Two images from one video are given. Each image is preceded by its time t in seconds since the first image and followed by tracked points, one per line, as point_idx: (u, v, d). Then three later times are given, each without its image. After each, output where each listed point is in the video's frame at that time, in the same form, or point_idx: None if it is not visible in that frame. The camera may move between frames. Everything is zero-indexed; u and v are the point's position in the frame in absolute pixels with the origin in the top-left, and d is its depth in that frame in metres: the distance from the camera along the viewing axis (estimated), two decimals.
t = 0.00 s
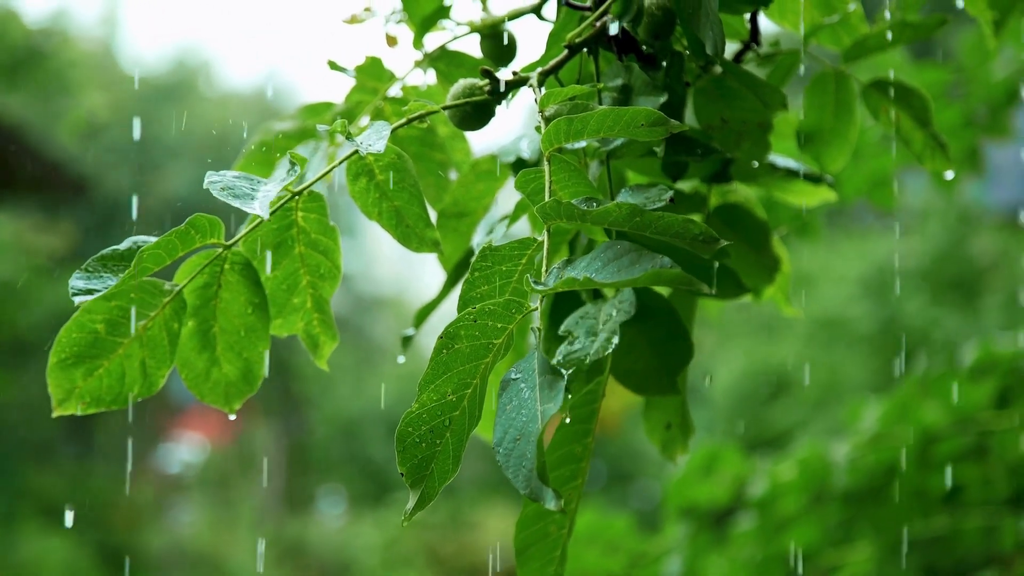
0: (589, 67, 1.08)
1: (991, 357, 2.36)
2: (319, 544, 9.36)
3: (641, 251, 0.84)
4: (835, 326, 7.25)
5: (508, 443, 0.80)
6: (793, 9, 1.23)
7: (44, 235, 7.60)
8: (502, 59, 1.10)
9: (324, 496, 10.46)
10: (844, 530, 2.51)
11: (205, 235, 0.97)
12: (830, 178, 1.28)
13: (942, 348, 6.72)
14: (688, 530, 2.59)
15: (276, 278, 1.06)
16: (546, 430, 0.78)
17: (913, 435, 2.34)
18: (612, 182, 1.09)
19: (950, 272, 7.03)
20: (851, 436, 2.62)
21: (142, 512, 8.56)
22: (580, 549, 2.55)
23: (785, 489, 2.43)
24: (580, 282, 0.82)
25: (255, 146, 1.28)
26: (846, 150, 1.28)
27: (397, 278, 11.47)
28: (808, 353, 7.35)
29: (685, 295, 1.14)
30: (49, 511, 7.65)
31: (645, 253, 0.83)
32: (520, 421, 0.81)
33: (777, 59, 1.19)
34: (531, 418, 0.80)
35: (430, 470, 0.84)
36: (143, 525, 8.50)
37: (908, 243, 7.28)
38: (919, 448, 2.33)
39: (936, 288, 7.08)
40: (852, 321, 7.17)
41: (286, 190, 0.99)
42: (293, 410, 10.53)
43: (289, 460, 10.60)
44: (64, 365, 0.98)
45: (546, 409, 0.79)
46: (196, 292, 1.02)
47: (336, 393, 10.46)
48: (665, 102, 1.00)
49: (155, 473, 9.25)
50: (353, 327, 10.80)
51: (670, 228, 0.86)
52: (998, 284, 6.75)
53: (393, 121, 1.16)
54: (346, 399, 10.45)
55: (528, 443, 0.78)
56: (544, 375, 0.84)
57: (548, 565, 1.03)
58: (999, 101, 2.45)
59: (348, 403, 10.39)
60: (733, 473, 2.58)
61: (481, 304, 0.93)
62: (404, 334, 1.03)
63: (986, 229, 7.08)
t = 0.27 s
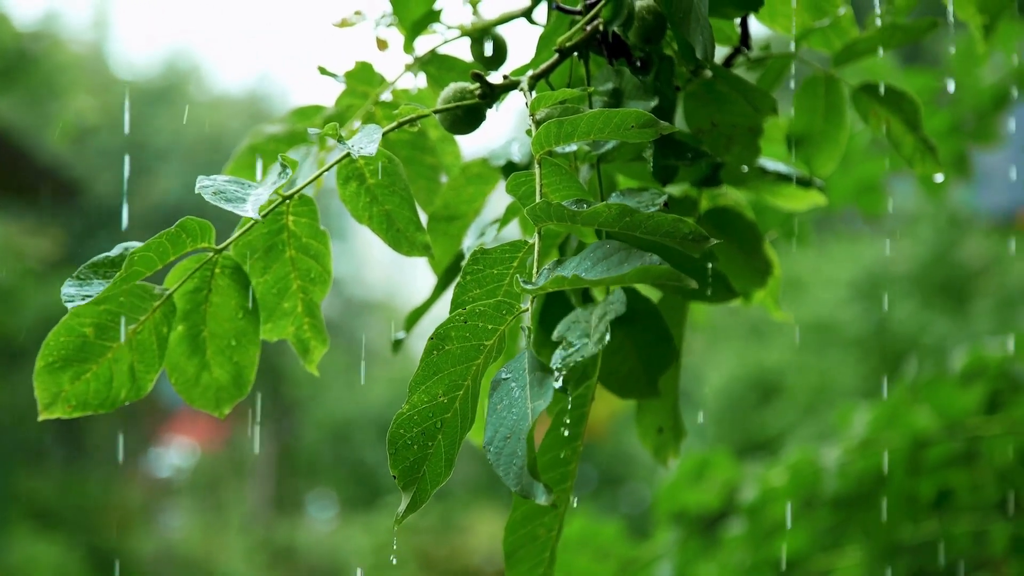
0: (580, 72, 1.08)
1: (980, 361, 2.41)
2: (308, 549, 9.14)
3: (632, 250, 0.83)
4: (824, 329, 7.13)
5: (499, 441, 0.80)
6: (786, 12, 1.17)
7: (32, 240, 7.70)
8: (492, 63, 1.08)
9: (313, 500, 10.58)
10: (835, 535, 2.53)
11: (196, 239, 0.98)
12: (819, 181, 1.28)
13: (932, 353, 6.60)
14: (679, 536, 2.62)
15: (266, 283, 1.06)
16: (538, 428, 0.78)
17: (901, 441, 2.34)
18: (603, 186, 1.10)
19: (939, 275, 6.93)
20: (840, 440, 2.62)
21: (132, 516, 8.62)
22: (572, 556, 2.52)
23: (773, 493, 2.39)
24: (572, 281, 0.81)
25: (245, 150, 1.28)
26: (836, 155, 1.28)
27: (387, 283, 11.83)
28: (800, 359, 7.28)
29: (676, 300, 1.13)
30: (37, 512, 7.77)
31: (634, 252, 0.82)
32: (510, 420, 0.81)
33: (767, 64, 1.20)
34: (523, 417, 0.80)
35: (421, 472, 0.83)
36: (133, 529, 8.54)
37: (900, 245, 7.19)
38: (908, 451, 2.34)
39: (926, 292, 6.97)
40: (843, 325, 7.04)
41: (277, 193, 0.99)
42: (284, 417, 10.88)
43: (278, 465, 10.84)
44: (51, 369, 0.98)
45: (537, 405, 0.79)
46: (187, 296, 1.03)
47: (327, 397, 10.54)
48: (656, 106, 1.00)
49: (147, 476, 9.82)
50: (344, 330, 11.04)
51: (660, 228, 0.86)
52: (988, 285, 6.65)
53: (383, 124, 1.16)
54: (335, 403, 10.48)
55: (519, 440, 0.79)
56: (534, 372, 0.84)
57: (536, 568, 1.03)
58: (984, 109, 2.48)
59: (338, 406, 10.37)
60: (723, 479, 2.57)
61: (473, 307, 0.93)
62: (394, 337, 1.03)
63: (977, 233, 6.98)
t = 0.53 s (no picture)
0: (572, 74, 1.08)
1: (970, 365, 2.49)
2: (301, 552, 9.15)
3: (628, 255, 0.84)
4: (816, 332, 7.39)
5: (497, 447, 0.80)
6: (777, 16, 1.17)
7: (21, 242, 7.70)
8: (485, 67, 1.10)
9: (306, 503, 10.44)
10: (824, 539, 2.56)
11: (187, 241, 0.97)
12: (811, 184, 1.29)
13: (924, 355, 6.89)
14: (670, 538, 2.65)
15: (259, 287, 1.06)
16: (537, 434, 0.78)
17: (895, 438, 2.39)
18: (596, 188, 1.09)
19: (932, 278, 7.18)
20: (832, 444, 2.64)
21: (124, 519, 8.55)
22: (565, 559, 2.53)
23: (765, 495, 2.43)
24: (566, 286, 0.82)
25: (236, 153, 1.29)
26: (827, 158, 1.29)
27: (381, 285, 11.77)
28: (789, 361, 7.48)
29: (668, 302, 1.15)
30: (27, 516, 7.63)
31: (631, 258, 0.83)
32: (509, 425, 0.81)
33: (757, 66, 1.21)
34: (521, 422, 0.80)
35: (416, 477, 0.83)
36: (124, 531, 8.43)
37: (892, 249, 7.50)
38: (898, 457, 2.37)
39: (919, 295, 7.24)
40: (835, 329, 7.29)
41: (267, 195, 0.99)
42: (277, 418, 10.69)
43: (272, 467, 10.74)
44: (45, 370, 0.98)
45: (537, 412, 0.79)
46: (179, 298, 1.03)
47: (321, 397, 10.48)
48: (648, 109, 1.00)
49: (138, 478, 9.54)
50: (338, 333, 11.03)
51: (655, 232, 0.86)
52: (978, 290, 6.86)
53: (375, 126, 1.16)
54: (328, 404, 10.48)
55: (519, 445, 0.79)
56: (532, 378, 0.83)
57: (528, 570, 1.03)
58: (973, 111, 2.50)
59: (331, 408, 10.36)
60: (715, 481, 2.59)
61: (465, 310, 0.93)
62: (385, 340, 1.03)
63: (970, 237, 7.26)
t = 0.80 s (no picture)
0: (563, 78, 1.08)
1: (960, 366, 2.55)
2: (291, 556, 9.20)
3: (614, 260, 0.84)
4: (808, 335, 7.35)
5: (478, 449, 0.80)
6: (767, 20, 1.20)
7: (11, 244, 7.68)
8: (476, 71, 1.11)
9: (297, 506, 10.38)
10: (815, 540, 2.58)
11: (178, 244, 0.97)
12: (802, 187, 1.30)
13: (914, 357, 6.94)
14: (661, 538, 2.66)
15: (250, 288, 1.05)
16: (518, 437, 0.78)
17: (885, 444, 2.44)
18: (586, 192, 1.09)
19: (922, 279, 7.28)
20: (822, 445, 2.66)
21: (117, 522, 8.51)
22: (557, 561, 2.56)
23: (755, 496, 2.48)
24: (554, 290, 0.81)
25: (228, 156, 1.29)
26: (819, 160, 1.31)
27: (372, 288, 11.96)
28: (782, 365, 7.41)
29: (660, 306, 1.14)
30: (18, 519, 7.49)
31: (617, 263, 0.83)
32: (490, 427, 0.81)
33: (749, 72, 1.22)
34: (502, 425, 0.80)
35: (399, 477, 0.83)
36: (118, 533, 8.34)
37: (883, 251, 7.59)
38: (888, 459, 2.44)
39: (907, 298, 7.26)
40: (825, 331, 7.27)
41: (259, 199, 0.99)
42: (268, 422, 10.67)
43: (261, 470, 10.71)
44: (35, 374, 0.98)
45: (518, 415, 0.79)
46: (169, 301, 1.02)
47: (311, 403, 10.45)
48: (638, 113, 1.00)
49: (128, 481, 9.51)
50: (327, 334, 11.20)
51: (642, 237, 0.85)
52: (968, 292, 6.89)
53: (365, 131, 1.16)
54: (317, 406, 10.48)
55: (498, 448, 0.79)
56: (515, 381, 0.83)
57: None
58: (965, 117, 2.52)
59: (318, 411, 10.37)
60: (706, 482, 2.62)
61: (453, 312, 0.93)
62: (377, 344, 1.03)
63: (959, 239, 7.32)
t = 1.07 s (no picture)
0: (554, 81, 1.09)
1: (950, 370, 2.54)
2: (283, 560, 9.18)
3: (608, 260, 0.84)
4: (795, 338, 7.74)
5: (478, 451, 0.80)
6: (757, 26, 1.22)
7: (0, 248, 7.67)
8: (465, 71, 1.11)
9: (287, 509, 10.22)
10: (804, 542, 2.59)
11: (170, 247, 0.97)
12: (792, 189, 1.30)
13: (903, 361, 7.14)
14: (651, 541, 2.65)
15: (240, 291, 1.06)
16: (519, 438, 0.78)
17: (876, 449, 2.47)
18: (577, 194, 1.09)
19: (912, 283, 7.44)
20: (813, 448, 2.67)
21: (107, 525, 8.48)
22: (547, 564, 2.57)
23: (746, 501, 2.50)
24: (549, 291, 0.81)
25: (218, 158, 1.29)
26: (808, 163, 1.30)
27: (363, 291, 11.49)
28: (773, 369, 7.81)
29: (649, 309, 1.15)
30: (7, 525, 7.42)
31: (612, 262, 0.83)
32: (490, 429, 0.81)
33: (740, 73, 1.21)
34: (502, 427, 0.80)
35: (398, 482, 0.84)
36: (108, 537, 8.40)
37: (874, 255, 7.73)
38: (881, 458, 2.48)
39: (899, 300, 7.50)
40: (814, 334, 7.64)
41: (251, 201, 0.99)
42: (260, 425, 10.41)
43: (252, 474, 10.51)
44: (24, 377, 0.97)
45: (518, 416, 0.79)
46: (160, 304, 1.02)
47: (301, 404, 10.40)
48: (629, 115, 1.00)
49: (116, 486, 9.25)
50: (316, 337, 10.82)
51: (637, 237, 0.85)
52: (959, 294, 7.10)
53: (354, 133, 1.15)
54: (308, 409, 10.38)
55: (499, 451, 0.78)
56: (513, 383, 0.83)
57: None
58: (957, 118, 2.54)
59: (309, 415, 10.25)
60: (697, 485, 2.63)
61: (448, 315, 0.92)
62: (366, 345, 1.04)
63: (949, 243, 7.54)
